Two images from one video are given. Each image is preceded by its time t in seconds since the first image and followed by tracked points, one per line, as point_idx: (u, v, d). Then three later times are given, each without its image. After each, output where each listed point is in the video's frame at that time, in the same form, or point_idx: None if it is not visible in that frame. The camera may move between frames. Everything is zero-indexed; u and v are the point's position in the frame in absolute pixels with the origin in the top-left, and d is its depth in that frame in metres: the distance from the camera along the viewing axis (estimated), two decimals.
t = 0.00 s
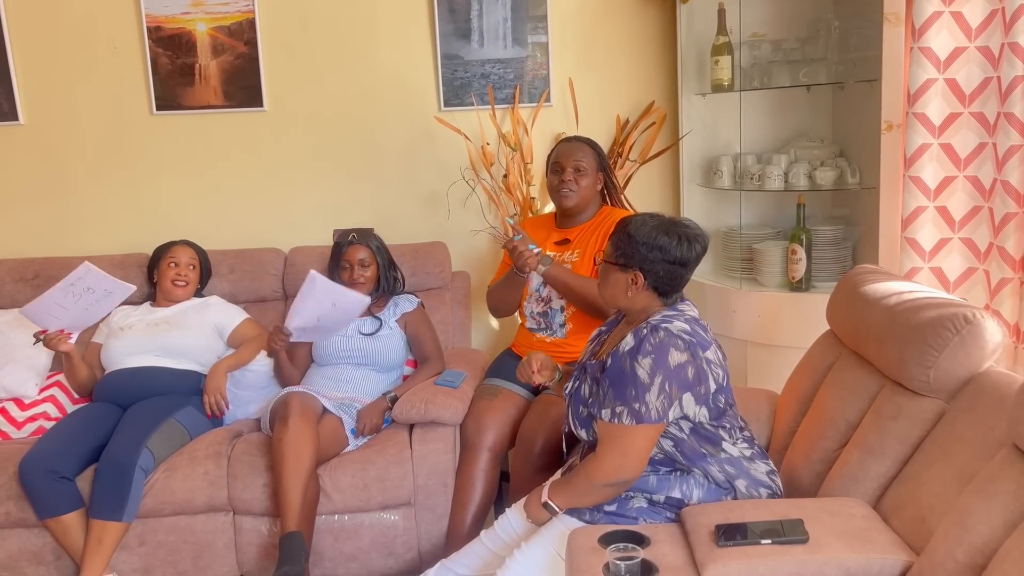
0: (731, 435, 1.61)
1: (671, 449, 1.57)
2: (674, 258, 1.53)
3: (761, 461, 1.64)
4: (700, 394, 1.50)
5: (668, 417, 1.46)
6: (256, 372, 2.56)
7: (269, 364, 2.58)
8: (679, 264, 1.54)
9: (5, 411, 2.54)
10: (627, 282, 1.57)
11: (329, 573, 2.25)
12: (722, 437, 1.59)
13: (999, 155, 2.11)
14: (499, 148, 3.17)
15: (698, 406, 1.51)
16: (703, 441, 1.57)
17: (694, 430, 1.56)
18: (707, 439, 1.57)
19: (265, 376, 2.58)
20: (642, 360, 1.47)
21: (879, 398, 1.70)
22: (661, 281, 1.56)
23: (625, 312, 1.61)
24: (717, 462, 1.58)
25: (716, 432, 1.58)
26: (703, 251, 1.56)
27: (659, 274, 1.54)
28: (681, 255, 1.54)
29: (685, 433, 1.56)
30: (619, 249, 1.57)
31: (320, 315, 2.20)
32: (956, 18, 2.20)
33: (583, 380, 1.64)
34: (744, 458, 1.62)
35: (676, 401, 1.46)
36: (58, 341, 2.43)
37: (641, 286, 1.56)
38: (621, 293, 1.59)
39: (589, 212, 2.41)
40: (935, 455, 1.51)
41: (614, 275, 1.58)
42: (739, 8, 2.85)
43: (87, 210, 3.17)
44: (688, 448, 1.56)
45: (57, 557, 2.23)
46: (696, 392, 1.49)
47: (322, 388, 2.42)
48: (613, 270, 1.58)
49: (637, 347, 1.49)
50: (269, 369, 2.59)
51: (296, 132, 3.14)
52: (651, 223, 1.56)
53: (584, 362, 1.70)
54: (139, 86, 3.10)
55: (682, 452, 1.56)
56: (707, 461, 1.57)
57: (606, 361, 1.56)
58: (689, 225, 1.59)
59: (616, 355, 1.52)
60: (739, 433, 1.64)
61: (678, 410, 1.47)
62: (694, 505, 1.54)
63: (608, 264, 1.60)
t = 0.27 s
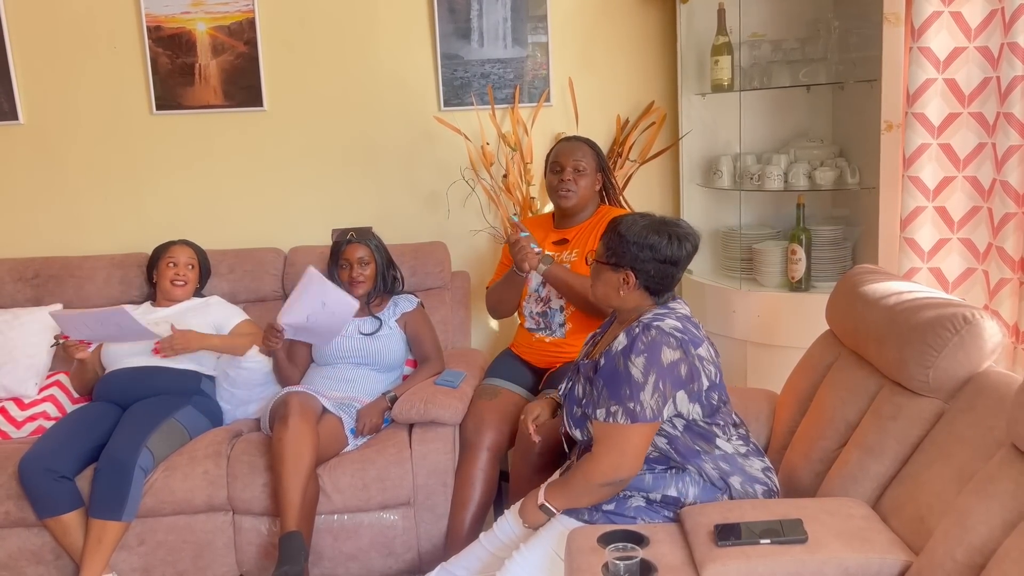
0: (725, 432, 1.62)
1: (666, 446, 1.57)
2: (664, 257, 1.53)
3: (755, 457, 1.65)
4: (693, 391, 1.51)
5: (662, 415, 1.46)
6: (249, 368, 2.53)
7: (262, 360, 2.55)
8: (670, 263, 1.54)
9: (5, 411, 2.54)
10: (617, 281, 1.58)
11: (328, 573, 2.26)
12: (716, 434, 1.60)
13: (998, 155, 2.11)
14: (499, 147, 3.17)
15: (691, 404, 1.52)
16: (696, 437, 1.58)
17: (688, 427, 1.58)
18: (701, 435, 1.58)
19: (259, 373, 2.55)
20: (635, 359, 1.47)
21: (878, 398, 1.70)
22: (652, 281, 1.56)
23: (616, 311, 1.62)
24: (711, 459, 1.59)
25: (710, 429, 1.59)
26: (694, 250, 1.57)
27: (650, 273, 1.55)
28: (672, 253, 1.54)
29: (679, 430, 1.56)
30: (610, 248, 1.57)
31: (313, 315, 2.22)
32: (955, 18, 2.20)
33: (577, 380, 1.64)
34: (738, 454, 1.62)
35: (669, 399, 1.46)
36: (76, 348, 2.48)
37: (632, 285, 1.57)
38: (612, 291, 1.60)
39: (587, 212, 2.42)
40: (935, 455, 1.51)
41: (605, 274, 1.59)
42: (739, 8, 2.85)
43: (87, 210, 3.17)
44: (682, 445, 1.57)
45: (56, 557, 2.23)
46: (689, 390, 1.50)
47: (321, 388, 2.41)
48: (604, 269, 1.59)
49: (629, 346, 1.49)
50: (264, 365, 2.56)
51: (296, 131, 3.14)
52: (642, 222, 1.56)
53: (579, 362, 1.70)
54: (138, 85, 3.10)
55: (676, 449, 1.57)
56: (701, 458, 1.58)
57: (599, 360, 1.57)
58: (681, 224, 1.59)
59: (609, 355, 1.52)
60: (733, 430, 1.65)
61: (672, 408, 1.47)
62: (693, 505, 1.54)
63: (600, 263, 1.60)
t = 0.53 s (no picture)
0: (721, 431, 1.61)
1: (660, 444, 1.57)
2: (659, 257, 1.54)
3: (751, 454, 1.64)
4: (685, 388, 1.51)
5: (653, 412, 1.47)
6: (247, 368, 2.48)
7: (261, 361, 2.50)
8: (665, 263, 1.54)
9: (4, 410, 2.54)
10: (612, 282, 1.58)
11: (328, 573, 2.26)
12: (711, 432, 1.59)
13: (997, 155, 2.11)
14: (499, 147, 3.17)
15: (684, 401, 1.52)
16: (691, 435, 1.58)
17: (683, 425, 1.57)
18: (696, 434, 1.57)
19: (258, 373, 2.50)
20: (627, 357, 1.47)
21: (878, 398, 1.70)
22: (647, 281, 1.56)
23: (611, 311, 1.62)
24: (706, 457, 1.58)
25: (705, 427, 1.59)
26: (689, 251, 1.57)
27: (645, 273, 1.55)
28: (667, 253, 1.54)
29: (674, 428, 1.56)
30: (605, 249, 1.57)
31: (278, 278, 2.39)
32: (954, 18, 2.20)
33: (572, 379, 1.64)
34: (734, 452, 1.61)
35: (661, 396, 1.47)
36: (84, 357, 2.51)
37: (627, 286, 1.57)
38: (606, 291, 1.59)
39: (586, 213, 2.41)
40: (934, 455, 1.51)
41: (600, 274, 1.59)
42: (738, 8, 2.85)
43: (87, 210, 3.17)
44: (677, 443, 1.56)
45: (56, 556, 2.23)
46: (681, 387, 1.50)
47: (321, 388, 2.41)
48: (599, 269, 1.59)
49: (622, 343, 1.49)
50: (263, 365, 2.51)
51: (295, 131, 3.14)
52: (637, 223, 1.56)
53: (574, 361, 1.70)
54: (138, 85, 3.10)
55: (671, 447, 1.56)
56: (696, 455, 1.57)
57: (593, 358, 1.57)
58: (676, 225, 1.59)
59: (601, 352, 1.52)
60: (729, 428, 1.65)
61: (663, 406, 1.48)
62: (692, 505, 1.54)
63: (595, 262, 1.60)
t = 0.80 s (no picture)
0: (718, 429, 1.61)
1: (656, 441, 1.56)
2: (662, 258, 1.53)
3: (749, 453, 1.64)
4: (678, 387, 1.49)
5: (641, 409, 1.46)
6: (247, 368, 2.51)
7: (260, 360, 2.53)
8: (667, 264, 1.54)
9: (4, 410, 2.54)
10: (614, 280, 1.58)
11: (327, 573, 2.26)
12: (708, 430, 1.59)
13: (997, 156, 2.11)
14: (498, 147, 3.17)
15: (677, 399, 1.50)
16: (688, 433, 1.57)
17: (679, 422, 1.56)
18: (692, 432, 1.57)
19: (257, 374, 2.53)
20: (619, 353, 1.48)
21: (877, 398, 1.69)
22: (648, 280, 1.56)
23: (612, 309, 1.62)
24: (702, 455, 1.57)
25: (701, 425, 1.58)
26: (691, 252, 1.56)
27: (646, 273, 1.55)
28: (669, 254, 1.54)
29: (669, 425, 1.55)
30: (609, 247, 1.57)
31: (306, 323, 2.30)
32: (954, 18, 2.20)
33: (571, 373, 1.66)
34: (731, 451, 1.61)
35: (650, 394, 1.46)
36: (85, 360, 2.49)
37: (628, 285, 1.57)
38: (608, 289, 1.60)
39: (585, 214, 2.41)
40: (933, 456, 1.51)
41: (602, 272, 1.59)
42: (738, 8, 2.85)
43: (86, 209, 3.17)
44: (673, 441, 1.55)
45: (55, 556, 2.23)
46: (673, 386, 1.48)
47: (321, 388, 2.41)
48: (601, 267, 1.59)
49: (616, 339, 1.50)
50: (261, 365, 2.53)
51: (295, 131, 3.14)
52: (641, 222, 1.56)
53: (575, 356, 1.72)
54: (138, 84, 3.10)
55: (666, 444, 1.55)
56: (693, 452, 1.56)
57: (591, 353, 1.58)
58: (680, 225, 1.59)
59: (596, 346, 1.53)
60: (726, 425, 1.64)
61: (653, 404, 1.46)
62: (692, 505, 1.54)
63: (597, 261, 1.60)
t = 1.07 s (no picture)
0: (717, 425, 1.62)
1: (654, 436, 1.57)
2: (664, 255, 1.54)
3: (748, 453, 1.66)
4: (676, 380, 1.50)
5: (636, 400, 1.47)
6: (249, 368, 2.51)
7: (261, 360, 2.52)
8: (669, 261, 1.55)
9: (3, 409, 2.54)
10: (617, 279, 1.58)
11: (327, 573, 2.26)
12: (707, 426, 1.60)
13: (997, 157, 2.11)
14: (498, 148, 3.17)
15: (674, 393, 1.51)
16: (686, 428, 1.58)
17: (678, 418, 1.57)
18: (691, 427, 1.58)
19: (258, 373, 2.52)
20: (618, 343, 1.49)
21: (878, 399, 1.69)
22: (651, 278, 1.56)
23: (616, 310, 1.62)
24: (700, 450, 1.58)
25: (700, 421, 1.59)
26: (693, 249, 1.57)
27: (649, 271, 1.55)
28: (670, 251, 1.54)
29: (668, 420, 1.56)
30: (611, 247, 1.58)
31: (291, 283, 2.44)
32: (954, 19, 2.20)
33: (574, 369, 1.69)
34: (730, 448, 1.63)
35: (646, 386, 1.47)
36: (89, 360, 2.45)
37: (631, 283, 1.57)
38: (611, 289, 1.60)
39: (583, 217, 2.39)
40: (933, 456, 1.51)
41: (605, 272, 1.59)
42: (738, 8, 2.85)
43: (86, 209, 3.17)
44: (671, 435, 1.56)
45: (55, 555, 2.23)
46: (670, 379, 1.49)
47: (320, 388, 2.41)
48: (605, 267, 1.59)
49: (616, 331, 1.51)
50: (263, 365, 2.53)
51: (295, 131, 3.14)
52: (643, 221, 1.57)
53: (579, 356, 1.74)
54: (138, 84, 3.10)
55: (664, 438, 1.56)
56: (691, 446, 1.57)
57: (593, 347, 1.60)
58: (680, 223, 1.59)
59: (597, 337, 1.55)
60: (724, 422, 1.65)
61: (649, 395, 1.47)
62: (692, 505, 1.54)
63: (600, 261, 1.60)
